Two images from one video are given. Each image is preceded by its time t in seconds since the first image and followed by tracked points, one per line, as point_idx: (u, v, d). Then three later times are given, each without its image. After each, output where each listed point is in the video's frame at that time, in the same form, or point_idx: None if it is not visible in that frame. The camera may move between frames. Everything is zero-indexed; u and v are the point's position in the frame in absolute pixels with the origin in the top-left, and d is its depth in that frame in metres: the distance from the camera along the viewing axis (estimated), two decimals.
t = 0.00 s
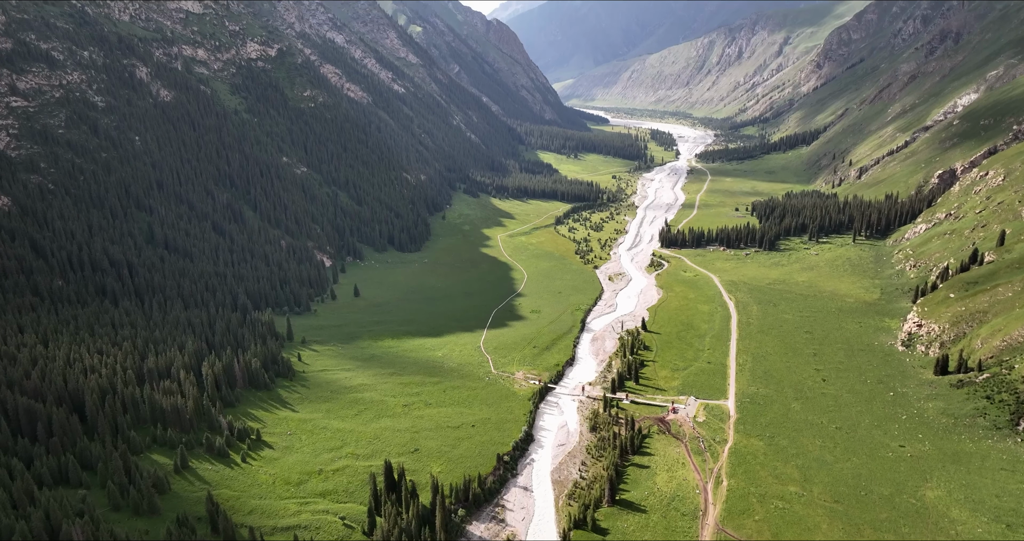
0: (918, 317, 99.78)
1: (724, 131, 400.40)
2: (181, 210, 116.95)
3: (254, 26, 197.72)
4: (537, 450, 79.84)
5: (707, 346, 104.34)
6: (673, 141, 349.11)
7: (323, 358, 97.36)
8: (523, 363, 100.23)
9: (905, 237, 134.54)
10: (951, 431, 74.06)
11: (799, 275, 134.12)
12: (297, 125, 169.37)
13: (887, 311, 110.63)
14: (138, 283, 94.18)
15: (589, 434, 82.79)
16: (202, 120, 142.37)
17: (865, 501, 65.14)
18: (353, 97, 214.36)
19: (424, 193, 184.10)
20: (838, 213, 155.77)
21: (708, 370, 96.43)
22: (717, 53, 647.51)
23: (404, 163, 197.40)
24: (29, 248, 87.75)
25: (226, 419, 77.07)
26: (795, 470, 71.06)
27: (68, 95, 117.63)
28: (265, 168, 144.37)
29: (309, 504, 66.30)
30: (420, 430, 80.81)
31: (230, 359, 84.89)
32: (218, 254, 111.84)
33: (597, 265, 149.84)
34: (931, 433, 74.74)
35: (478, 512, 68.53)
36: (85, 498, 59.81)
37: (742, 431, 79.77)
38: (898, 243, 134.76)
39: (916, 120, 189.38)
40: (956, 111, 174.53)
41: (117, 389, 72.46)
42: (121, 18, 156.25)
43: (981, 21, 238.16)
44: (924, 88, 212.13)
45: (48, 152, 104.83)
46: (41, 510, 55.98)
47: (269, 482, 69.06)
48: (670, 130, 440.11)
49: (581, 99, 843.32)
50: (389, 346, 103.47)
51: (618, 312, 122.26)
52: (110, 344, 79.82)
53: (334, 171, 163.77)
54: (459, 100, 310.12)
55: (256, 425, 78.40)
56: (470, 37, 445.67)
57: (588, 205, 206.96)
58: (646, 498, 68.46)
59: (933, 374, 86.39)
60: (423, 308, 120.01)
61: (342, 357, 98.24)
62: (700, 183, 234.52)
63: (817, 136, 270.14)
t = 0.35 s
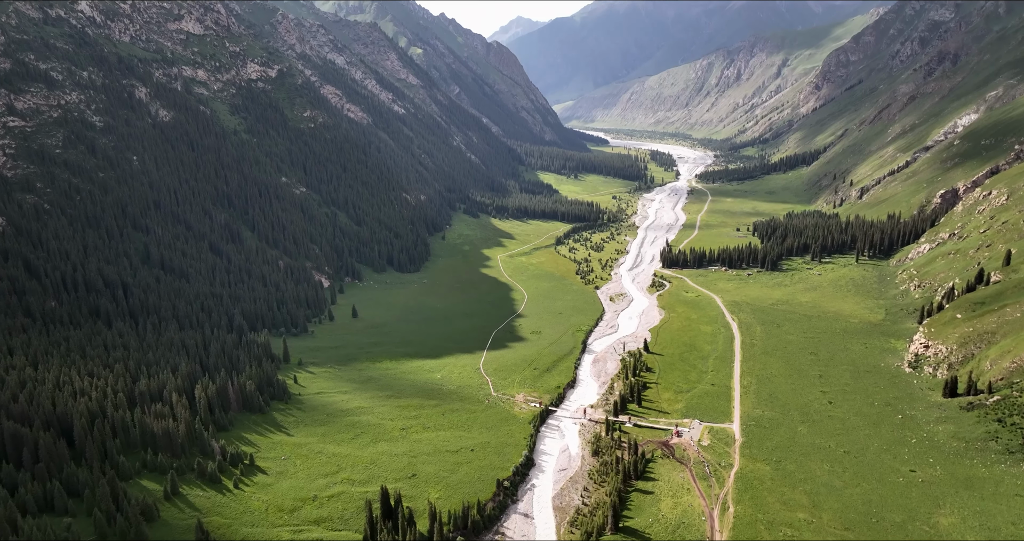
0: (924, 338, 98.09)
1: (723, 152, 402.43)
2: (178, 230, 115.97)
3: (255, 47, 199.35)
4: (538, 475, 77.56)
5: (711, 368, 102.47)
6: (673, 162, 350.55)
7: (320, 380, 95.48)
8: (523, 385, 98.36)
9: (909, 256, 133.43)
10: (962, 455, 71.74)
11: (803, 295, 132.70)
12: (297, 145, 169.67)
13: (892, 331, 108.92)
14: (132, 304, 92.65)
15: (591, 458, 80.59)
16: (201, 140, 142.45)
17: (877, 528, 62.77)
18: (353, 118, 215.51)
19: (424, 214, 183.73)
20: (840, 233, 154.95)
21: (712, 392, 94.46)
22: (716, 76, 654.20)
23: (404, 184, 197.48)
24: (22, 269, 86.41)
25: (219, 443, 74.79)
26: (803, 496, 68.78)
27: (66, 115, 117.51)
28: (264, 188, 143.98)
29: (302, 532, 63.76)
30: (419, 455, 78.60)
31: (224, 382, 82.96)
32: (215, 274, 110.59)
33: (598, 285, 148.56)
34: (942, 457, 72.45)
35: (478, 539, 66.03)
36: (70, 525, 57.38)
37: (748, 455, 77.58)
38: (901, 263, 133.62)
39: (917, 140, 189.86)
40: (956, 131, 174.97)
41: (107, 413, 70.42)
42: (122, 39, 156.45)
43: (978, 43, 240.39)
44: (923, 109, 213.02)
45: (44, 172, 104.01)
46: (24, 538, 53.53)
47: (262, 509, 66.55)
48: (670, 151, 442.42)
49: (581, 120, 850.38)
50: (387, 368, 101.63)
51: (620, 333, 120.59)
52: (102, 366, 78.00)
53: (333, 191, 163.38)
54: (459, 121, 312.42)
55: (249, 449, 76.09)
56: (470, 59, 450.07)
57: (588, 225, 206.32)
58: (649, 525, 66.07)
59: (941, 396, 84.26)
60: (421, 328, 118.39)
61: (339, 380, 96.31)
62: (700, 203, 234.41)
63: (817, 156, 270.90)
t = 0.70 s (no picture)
0: (932, 359, 96.18)
1: (723, 172, 403.68)
2: (174, 250, 114.80)
3: (255, 68, 200.69)
4: (539, 500, 75.19)
5: (714, 389, 100.50)
6: (673, 182, 351.37)
7: (316, 402, 93.42)
8: (524, 407, 96.35)
9: (913, 276, 132.17)
10: (975, 479, 69.38)
11: (807, 316, 131.11)
12: (296, 165, 169.73)
13: (898, 352, 107.10)
14: (127, 324, 91.06)
15: (593, 482, 78.25)
16: (199, 160, 142.38)
17: None
18: (354, 138, 216.33)
19: (424, 233, 183.04)
20: (843, 253, 153.92)
21: (716, 414, 92.37)
22: (715, 97, 659.95)
23: (404, 203, 197.27)
24: (14, 289, 85.03)
25: (211, 467, 72.38)
26: (812, 522, 66.46)
27: (64, 134, 117.27)
28: (263, 207, 143.43)
29: None
30: (416, 479, 76.24)
31: (218, 403, 80.94)
32: (211, 294, 109.15)
33: (598, 305, 147.09)
34: (954, 481, 70.11)
35: None
36: None
37: (755, 479, 75.30)
38: (905, 282, 132.31)
39: (918, 160, 190.04)
40: (957, 151, 175.20)
41: (96, 436, 68.26)
42: (122, 59, 157.03)
43: (976, 64, 241.96)
44: (924, 129, 213.60)
45: (40, 191, 103.07)
46: None
47: (253, 536, 63.90)
48: (670, 171, 444.03)
49: (581, 141, 856.58)
50: (385, 390, 99.74)
51: (622, 354, 118.71)
52: (92, 387, 76.04)
53: (332, 210, 162.71)
54: (459, 142, 314.10)
55: (242, 474, 73.62)
56: (471, 80, 453.94)
57: (589, 245, 205.46)
58: None
59: (951, 418, 82.08)
60: (420, 349, 116.64)
61: (335, 402, 94.27)
62: (701, 223, 234.07)
63: (817, 176, 271.28)
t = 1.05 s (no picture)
0: (940, 379, 94.18)
1: (723, 192, 404.51)
2: (171, 269, 113.67)
3: (256, 87, 202.03)
4: (540, 524, 72.83)
5: (719, 410, 98.53)
6: (674, 202, 351.74)
7: (313, 424, 91.34)
8: (524, 428, 94.35)
9: (917, 295, 130.84)
10: (988, 504, 67.03)
11: (811, 335, 129.42)
12: (296, 183, 169.76)
13: (904, 372, 105.20)
14: (120, 344, 89.39)
15: (596, 506, 75.93)
16: (198, 178, 142.25)
17: None
18: (354, 157, 216.95)
19: (423, 252, 182.19)
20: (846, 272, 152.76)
21: (721, 436, 90.26)
22: (715, 117, 665.17)
23: (403, 222, 196.86)
24: (6, 308, 83.78)
25: (203, 491, 69.95)
26: None
27: (61, 152, 117.08)
28: (261, 226, 142.78)
29: None
30: (414, 503, 73.84)
31: (211, 425, 78.86)
32: (207, 313, 107.78)
33: (600, 325, 145.44)
34: (968, 506, 67.75)
35: None
36: None
37: (761, 504, 73.00)
38: (910, 301, 130.93)
39: (919, 179, 190.11)
40: (958, 169, 175.34)
41: (84, 458, 66.11)
42: (122, 78, 157.82)
43: (975, 84, 243.51)
44: (924, 148, 214.08)
45: (36, 210, 102.28)
46: None
47: None
48: (670, 190, 445.20)
49: (581, 161, 861.14)
50: (383, 411, 97.72)
51: (624, 374, 116.79)
52: (83, 408, 74.12)
53: (331, 229, 161.98)
54: (459, 161, 315.30)
55: (235, 498, 71.08)
56: (471, 100, 457.60)
57: (589, 264, 204.46)
58: None
59: (961, 440, 79.81)
60: (419, 370, 114.86)
61: (332, 423, 92.19)
62: (702, 242, 233.40)
63: (818, 195, 271.43)
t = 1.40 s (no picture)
0: (948, 400, 92.13)
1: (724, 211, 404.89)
2: (167, 287, 112.48)
3: (255, 106, 203.11)
4: None
5: (723, 431, 96.42)
6: (674, 221, 351.98)
7: (308, 445, 89.07)
8: (525, 450, 92.21)
9: (922, 313, 129.43)
10: (1003, 530, 64.70)
11: (815, 355, 127.63)
12: (294, 202, 169.53)
13: (911, 392, 103.24)
14: (113, 364, 87.71)
15: (598, 531, 73.57)
16: (196, 197, 141.92)
17: None
18: (354, 176, 217.38)
19: (423, 271, 181.22)
20: (849, 290, 151.55)
21: (726, 458, 88.07)
22: (714, 138, 669.63)
23: (403, 241, 196.21)
24: None
25: (193, 515, 67.40)
26: None
27: (58, 170, 116.69)
28: (259, 244, 142.00)
29: None
30: (411, 527, 71.27)
31: (204, 447, 76.77)
32: (202, 333, 106.26)
33: (601, 344, 143.73)
34: (982, 531, 65.39)
35: None
36: None
37: (769, 528, 70.69)
38: (915, 320, 129.49)
39: (921, 198, 190.07)
40: (960, 189, 175.45)
41: (71, 481, 63.91)
42: (121, 96, 158.30)
43: (974, 104, 244.96)
44: (925, 167, 214.46)
45: (31, 228, 101.48)
46: None
47: None
48: (670, 210, 445.94)
49: (581, 180, 864.43)
50: (380, 433, 95.59)
51: (626, 394, 114.82)
52: (71, 429, 72.14)
53: (330, 248, 161.12)
54: (460, 180, 316.16)
55: (226, 523, 68.44)
56: (471, 121, 460.77)
57: (590, 283, 203.32)
58: None
59: (972, 462, 77.48)
60: (418, 390, 112.90)
61: (328, 445, 90.00)
62: (703, 261, 232.79)
63: (819, 214, 271.36)
